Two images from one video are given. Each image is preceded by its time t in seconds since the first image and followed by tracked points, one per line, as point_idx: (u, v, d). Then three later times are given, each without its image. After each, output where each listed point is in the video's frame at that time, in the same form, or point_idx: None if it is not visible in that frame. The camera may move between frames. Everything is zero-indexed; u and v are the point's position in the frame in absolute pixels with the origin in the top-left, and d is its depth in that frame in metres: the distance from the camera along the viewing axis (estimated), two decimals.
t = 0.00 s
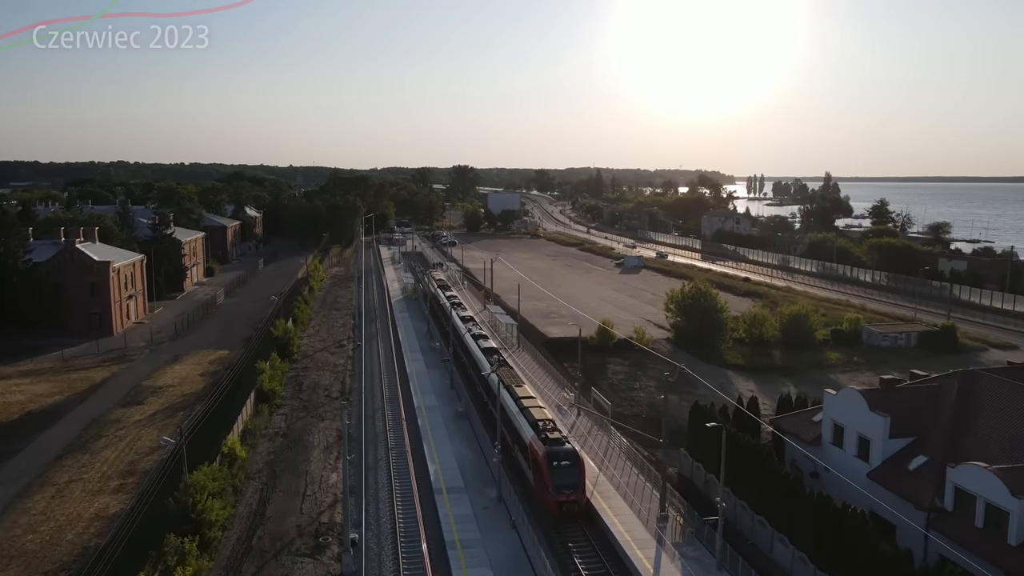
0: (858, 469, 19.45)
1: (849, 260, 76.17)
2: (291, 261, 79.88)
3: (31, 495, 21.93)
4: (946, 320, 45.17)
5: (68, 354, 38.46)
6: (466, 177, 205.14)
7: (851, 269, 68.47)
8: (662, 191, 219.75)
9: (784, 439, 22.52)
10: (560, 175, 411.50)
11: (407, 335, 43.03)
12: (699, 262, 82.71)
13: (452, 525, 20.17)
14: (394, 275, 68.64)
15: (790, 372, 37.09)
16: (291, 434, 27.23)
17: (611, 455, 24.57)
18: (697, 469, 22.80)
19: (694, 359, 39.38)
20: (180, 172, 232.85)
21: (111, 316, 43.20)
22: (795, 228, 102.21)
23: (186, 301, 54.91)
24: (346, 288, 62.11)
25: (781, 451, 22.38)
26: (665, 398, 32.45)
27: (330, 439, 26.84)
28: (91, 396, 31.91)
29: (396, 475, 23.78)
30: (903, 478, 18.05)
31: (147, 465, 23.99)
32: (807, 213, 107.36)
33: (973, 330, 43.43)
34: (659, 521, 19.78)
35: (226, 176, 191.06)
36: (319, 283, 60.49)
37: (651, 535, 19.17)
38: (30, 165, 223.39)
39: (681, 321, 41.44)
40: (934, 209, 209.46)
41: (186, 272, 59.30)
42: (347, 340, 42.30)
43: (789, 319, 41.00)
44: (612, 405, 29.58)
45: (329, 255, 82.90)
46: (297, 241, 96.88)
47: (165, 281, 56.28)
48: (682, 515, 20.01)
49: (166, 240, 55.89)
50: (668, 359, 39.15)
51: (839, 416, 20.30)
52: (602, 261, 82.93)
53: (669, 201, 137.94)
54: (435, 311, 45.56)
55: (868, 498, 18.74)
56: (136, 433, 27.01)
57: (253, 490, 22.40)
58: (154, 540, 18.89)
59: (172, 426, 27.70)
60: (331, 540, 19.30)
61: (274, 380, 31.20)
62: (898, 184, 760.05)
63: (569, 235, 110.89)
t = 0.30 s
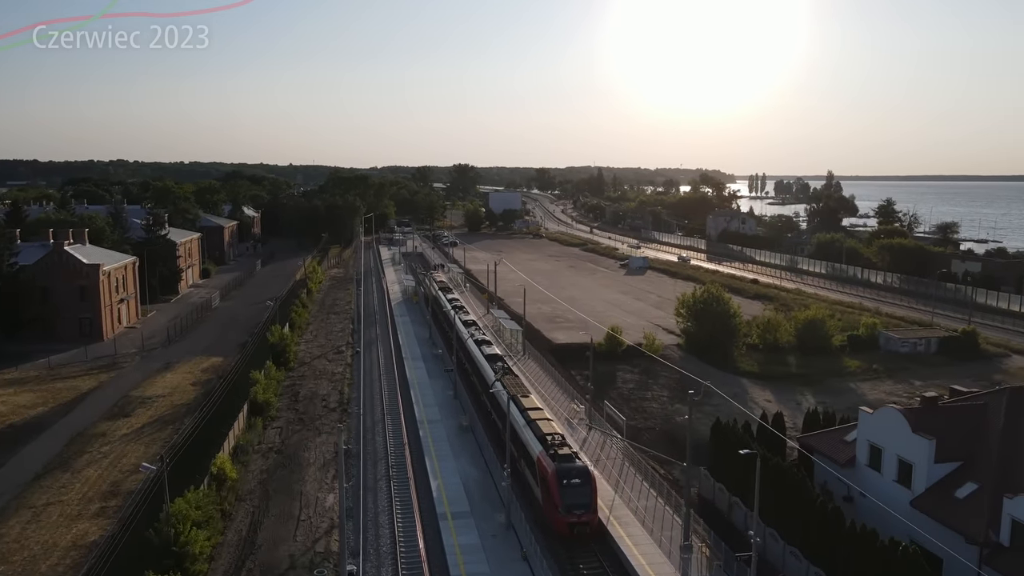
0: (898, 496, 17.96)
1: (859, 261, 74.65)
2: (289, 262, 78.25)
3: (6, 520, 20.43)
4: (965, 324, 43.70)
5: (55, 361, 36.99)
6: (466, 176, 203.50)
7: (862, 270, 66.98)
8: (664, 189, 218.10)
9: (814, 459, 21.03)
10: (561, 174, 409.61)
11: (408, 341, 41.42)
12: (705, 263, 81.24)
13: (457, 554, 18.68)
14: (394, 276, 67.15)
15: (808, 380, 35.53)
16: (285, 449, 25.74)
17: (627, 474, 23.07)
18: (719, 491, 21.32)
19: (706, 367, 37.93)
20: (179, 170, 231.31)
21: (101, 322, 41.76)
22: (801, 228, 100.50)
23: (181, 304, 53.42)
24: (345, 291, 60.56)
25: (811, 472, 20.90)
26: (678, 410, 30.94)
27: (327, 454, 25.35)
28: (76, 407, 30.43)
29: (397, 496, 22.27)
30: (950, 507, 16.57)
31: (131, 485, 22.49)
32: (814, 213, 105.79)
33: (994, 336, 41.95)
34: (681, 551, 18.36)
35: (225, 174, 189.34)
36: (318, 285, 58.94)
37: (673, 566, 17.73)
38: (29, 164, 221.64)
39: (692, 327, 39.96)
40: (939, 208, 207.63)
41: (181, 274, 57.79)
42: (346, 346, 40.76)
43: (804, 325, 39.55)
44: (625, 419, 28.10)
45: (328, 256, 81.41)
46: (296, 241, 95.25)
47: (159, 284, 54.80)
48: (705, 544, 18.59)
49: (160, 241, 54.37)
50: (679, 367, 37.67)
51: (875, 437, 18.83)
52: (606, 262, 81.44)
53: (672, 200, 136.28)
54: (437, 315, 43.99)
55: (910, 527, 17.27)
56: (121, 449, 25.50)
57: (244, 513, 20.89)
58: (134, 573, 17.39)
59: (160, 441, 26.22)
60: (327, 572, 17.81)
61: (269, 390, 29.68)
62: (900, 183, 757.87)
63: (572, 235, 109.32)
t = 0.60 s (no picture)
0: (943, 520, 16.58)
1: (868, 259, 73.30)
2: (288, 261, 76.87)
3: None
4: (984, 327, 42.35)
5: (44, 366, 35.63)
6: (466, 172, 202.11)
7: (872, 269, 65.65)
8: (666, 186, 216.61)
9: (845, 477, 19.66)
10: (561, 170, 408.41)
11: (410, 345, 40.05)
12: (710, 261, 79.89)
13: None
14: (395, 275, 65.80)
15: (825, 385, 34.13)
16: (281, 462, 24.37)
17: (643, 492, 21.69)
18: (743, 511, 19.96)
19: (719, 371, 36.59)
20: (177, 167, 229.90)
21: (93, 324, 40.36)
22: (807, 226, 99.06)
23: (176, 304, 52.05)
24: (344, 290, 59.17)
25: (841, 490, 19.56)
26: (692, 419, 29.57)
27: (325, 468, 24.00)
28: (63, 415, 29.07)
29: (400, 516, 20.89)
30: (1003, 535, 15.19)
31: (117, 504, 21.13)
32: (820, 210, 104.41)
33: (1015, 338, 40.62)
34: None
35: (223, 171, 187.98)
36: (316, 284, 57.55)
37: None
38: (28, 160, 220.19)
39: (703, 330, 38.61)
40: (943, 205, 206.09)
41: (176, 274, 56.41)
42: (345, 350, 39.41)
43: (820, 328, 38.22)
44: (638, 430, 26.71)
45: (327, 255, 80.04)
46: (295, 239, 93.88)
47: (154, 284, 53.44)
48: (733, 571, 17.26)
49: (154, 240, 52.98)
50: (691, 372, 36.33)
51: (914, 455, 17.49)
52: (610, 260, 80.09)
53: (675, 197, 134.83)
54: (439, 317, 42.63)
55: (957, 556, 15.90)
56: (108, 463, 24.16)
57: (236, 536, 19.50)
58: None
59: (149, 454, 24.84)
60: None
61: (264, 399, 28.33)
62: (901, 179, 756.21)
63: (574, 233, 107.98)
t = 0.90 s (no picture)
0: (995, 548, 15.34)
1: (877, 258, 72.05)
2: (287, 259, 75.47)
3: None
4: (1004, 328, 41.08)
5: (33, 370, 34.35)
6: (466, 169, 200.78)
7: (882, 268, 64.43)
8: (667, 181, 215.28)
9: (880, 495, 18.44)
10: (561, 167, 406.52)
11: (413, 348, 38.79)
12: (717, 259, 78.62)
13: None
14: (395, 274, 64.62)
15: (845, 391, 32.80)
16: (278, 476, 23.12)
17: (663, 509, 20.44)
18: (772, 532, 18.70)
19: (733, 375, 35.34)
20: (176, 164, 228.35)
21: (85, 325, 39.05)
22: (813, 223, 97.63)
23: (172, 305, 50.78)
24: (344, 290, 57.86)
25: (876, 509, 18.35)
26: (709, 428, 28.26)
27: (324, 482, 22.75)
28: (50, 423, 27.78)
29: (404, 536, 19.63)
30: None
31: (102, 523, 19.87)
32: (825, 207, 103.13)
33: None
34: None
35: (221, 167, 186.50)
36: (316, 284, 56.22)
37: None
38: (26, 156, 218.76)
39: (716, 332, 37.31)
40: (947, 201, 204.59)
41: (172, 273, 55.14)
42: (345, 353, 38.17)
43: (836, 331, 37.00)
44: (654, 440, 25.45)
45: (327, 253, 78.77)
46: (294, 237, 92.51)
47: (150, 283, 52.16)
48: None
49: (150, 238, 51.66)
50: (704, 376, 35.04)
51: (960, 476, 16.27)
52: (615, 258, 78.83)
53: (678, 194, 133.51)
54: (442, 319, 41.37)
55: None
56: (96, 476, 22.88)
57: (228, 559, 18.27)
58: None
59: (139, 466, 23.59)
60: None
61: (261, 407, 27.10)
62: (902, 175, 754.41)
63: (577, 230, 106.74)
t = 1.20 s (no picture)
0: None
1: (887, 256, 70.74)
2: (286, 257, 74.19)
3: None
4: None
5: (22, 375, 33.12)
6: (467, 165, 199.24)
7: (893, 267, 63.16)
8: (670, 177, 213.65)
9: (921, 514, 17.19)
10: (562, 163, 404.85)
11: (416, 351, 37.55)
12: (723, 257, 77.33)
13: None
14: (397, 273, 63.40)
15: (866, 397, 31.55)
16: (276, 490, 21.89)
17: (685, 528, 19.22)
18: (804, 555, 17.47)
19: (748, 380, 34.07)
20: (175, 160, 226.84)
21: (78, 328, 37.77)
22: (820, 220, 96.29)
23: (169, 305, 49.54)
24: (345, 289, 56.64)
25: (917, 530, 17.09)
26: (727, 437, 27.01)
27: (324, 497, 21.52)
28: (38, 432, 26.55)
29: (410, 557, 18.42)
30: None
31: (88, 543, 18.64)
32: (832, 203, 101.73)
33: None
34: None
35: (220, 163, 184.93)
36: (316, 283, 54.97)
37: None
38: (25, 152, 217.34)
39: (730, 334, 36.02)
40: (951, 198, 203.19)
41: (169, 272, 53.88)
42: (346, 356, 36.94)
43: (854, 334, 35.74)
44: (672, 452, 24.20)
45: (327, 251, 77.50)
46: (293, 235, 91.20)
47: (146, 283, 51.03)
48: None
49: (145, 237, 50.40)
50: (719, 380, 33.79)
51: (1013, 500, 14.93)
52: (620, 256, 77.56)
53: (682, 190, 132.05)
54: (446, 320, 40.14)
55: None
56: (84, 491, 21.64)
57: None
58: None
59: (130, 480, 22.36)
60: None
61: (259, 415, 25.88)
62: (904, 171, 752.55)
63: (580, 228, 105.35)
